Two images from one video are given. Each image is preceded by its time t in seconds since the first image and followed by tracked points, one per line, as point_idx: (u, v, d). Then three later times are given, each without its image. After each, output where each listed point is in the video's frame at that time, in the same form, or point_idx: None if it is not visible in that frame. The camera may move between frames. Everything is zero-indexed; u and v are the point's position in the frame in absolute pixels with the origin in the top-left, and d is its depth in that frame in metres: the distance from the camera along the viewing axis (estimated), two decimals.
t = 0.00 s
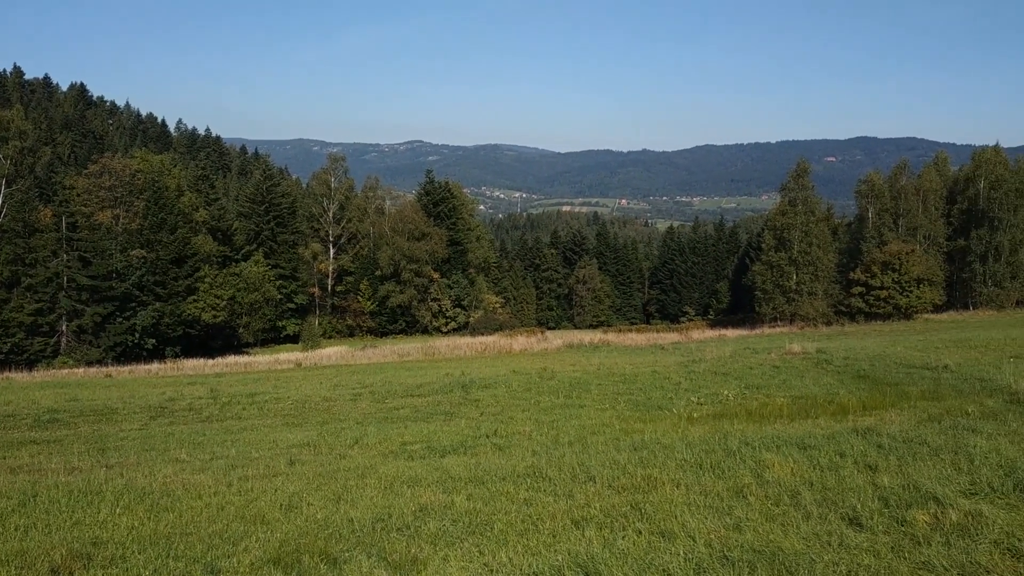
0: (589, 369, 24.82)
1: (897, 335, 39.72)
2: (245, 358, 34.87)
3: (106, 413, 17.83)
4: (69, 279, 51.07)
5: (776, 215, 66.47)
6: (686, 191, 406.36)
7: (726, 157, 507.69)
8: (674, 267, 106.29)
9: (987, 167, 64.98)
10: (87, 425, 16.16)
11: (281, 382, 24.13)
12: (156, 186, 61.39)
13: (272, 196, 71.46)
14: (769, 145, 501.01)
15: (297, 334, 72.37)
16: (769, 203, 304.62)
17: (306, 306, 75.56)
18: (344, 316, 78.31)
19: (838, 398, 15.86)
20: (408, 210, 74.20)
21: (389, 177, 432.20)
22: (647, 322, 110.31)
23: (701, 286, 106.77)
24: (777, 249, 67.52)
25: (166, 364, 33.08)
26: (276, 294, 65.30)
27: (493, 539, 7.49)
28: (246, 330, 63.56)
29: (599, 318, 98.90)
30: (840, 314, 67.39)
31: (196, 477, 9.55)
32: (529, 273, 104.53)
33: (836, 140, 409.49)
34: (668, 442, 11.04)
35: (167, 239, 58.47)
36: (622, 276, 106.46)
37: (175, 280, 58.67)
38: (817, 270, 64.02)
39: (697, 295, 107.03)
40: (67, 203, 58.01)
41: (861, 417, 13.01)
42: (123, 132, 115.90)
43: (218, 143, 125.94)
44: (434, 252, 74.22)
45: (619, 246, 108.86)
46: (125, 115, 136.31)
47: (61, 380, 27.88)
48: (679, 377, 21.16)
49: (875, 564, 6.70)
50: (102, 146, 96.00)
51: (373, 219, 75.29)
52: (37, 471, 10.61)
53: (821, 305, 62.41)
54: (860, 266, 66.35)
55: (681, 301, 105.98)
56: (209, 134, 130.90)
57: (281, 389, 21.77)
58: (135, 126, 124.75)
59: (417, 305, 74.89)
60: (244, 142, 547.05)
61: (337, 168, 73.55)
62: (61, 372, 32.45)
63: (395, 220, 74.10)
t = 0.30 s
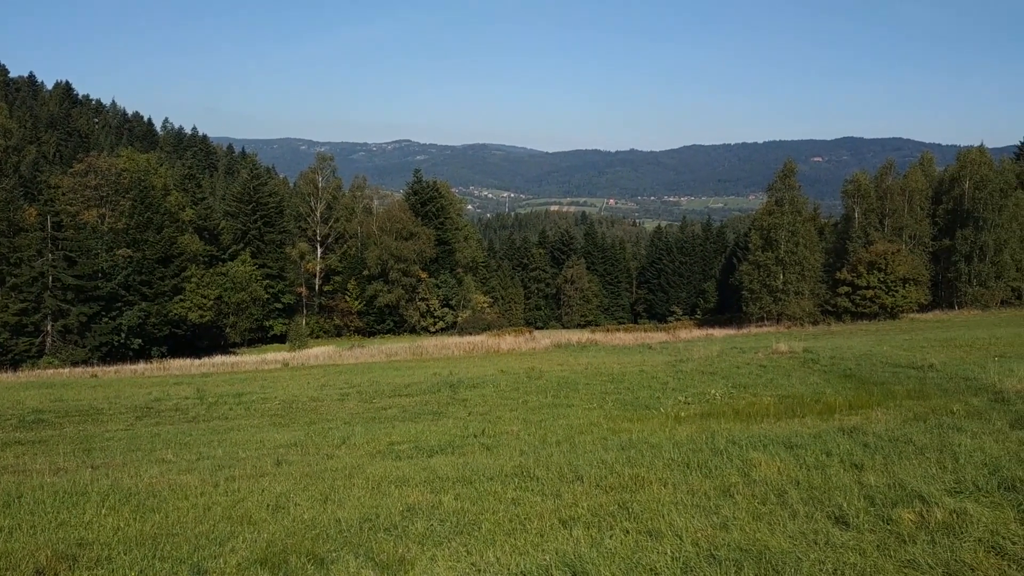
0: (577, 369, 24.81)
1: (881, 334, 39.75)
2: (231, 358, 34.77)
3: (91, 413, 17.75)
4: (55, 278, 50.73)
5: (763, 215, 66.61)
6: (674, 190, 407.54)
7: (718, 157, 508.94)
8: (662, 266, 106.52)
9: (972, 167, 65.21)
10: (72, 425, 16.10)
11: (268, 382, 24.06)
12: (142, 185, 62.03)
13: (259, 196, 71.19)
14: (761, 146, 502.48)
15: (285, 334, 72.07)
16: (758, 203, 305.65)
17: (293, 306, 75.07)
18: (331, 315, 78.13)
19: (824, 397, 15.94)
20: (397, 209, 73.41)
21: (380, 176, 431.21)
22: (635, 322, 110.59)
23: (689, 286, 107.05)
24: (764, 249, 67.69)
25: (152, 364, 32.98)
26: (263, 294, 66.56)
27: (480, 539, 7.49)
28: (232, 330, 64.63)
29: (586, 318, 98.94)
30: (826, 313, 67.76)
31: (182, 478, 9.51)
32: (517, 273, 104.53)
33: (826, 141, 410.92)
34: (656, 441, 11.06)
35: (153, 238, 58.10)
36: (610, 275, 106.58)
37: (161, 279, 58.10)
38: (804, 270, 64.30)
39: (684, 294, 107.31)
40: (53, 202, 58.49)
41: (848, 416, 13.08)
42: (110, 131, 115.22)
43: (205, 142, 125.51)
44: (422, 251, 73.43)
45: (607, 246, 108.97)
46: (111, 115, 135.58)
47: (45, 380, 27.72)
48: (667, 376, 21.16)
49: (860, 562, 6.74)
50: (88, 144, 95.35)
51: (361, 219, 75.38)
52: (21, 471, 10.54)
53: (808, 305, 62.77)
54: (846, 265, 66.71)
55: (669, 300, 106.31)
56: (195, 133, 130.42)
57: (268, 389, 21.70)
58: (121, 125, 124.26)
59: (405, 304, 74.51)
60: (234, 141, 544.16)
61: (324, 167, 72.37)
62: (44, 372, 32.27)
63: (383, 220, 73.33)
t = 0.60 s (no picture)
0: (566, 369, 24.86)
1: (867, 334, 39.84)
2: (219, 359, 34.65)
3: (77, 415, 17.65)
4: (41, 279, 50.36)
5: (750, 215, 66.80)
6: (665, 191, 408.54)
7: (709, 157, 510.30)
8: (650, 267, 106.79)
9: (958, 168, 65.65)
10: (57, 427, 16.01)
11: (256, 383, 24.03)
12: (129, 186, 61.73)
13: (247, 196, 70.64)
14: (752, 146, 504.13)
15: (272, 335, 71.98)
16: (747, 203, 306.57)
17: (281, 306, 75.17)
18: (320, 315, 77.91)
19: (811, 396, 16.02)
20: (385, 210, 73.39)
21: (371, 176, 430.17)
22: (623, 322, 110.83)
23: (677, 286, 107.37)
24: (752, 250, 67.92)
25: (140, 365, 32.89)
26: (251, 294, 64.76)
27: (469, 540, 7.49)
28: (221, 330, 63.20)
29: (575, 318, 99.03)
30: (814, 313, 68.15)
31: (169, 480, 9.48)
32: (506, 273, 104.56)
33: (817, 141, 412.69)
34: (644, 441, 11.10)
35: (140, 238, 58.16)
36: (598, 275, 106.77)
37: (149, 280, 58.05)
38: (791, 270, 64.56)
39: (673, 295, 107.62)
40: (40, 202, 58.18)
41: (836, 416, 13.16)
42: (96, 131, 114.59)
43: (192, 142, 125.14)
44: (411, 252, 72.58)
45: (596, 246, 109.14)
46: (98, 114, 134.91)
47: (30, 382, 27.56)
48: (656, 376, 21.21)
49: (847, 560, 6.78)
50: (74, 144, 94.72)
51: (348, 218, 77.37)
52: (5, 474, 10.47)
53: (795, 305, 63.11)
54: (833, 266, 67.10)
55: (657, 301, 106.61)
56: (183, 134, 129.98)
57: (256, 390, 21.64)
58: (108, 125, 123.70)
59: (394, 305, 74.01)
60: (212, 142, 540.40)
61: (313, 168, 72.24)
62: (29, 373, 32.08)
63: (371, 220, 73.43)
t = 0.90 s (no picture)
0: (554, 370, 24.87)
1: (852, 334, 40.00)
2: (205, 360, 34.50)
3: (62, 416, 17.52)
4: (26, 279, 50.38)
5: (738, 215, 66.97)
6: (655, 191, 409.54)
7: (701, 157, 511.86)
8: (639, 267, 107.05)
9: (943, 168, 66.16)
10: (43, 429, 15.91)
11: (244, 384, 23.92)
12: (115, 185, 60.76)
13: (234, 196, 70.74)
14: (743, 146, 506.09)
15: (260, 335, 71.91)
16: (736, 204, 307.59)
17: (269, 307, 75.24)
18: (307, 316, 77.63)
19: (798, 396, 16.08)
20: (373, 211, 73.30)
21: (362, 176, 428.84)
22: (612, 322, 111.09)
23: (665, 286, 107.64)
24: (739, 250, 68.13)
25: (124, 366, 32.67)
26: (238, 294, 65.96)
27: (458, 540, 7.49)
28: (207, 331, 63.81)
29: (564, 318, 99.19)
30: (801, 313, 68.44)
31: (155, 482, 9.44)
32: (495, 273, 104.60)
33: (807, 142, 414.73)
34: (632, 441, 11.13)
35: (126, 239, 56.65)
36: (587, 276, 106.91)
37: (135, 281, 56.86)
38: (779, 270, 64.81)
39: (661, 295, 107.93)
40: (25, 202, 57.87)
41: (823, 415, 13.22)
42: (82, 131, 113.93)
43: (180, 142, 124.61)
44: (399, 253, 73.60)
45: (584, 246, 109.24)
46: (84, 114, 134.09)
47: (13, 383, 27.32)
48: (644, 376, 21.24)
49: (835, 559, 6.81)
50: (60, 145, 94.08)
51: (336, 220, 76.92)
52: None
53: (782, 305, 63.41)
54: (820, 266, 67.43)
55: (646, 301, 106.89)
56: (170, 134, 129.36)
57: (243, 391, 21.54)
58: (93, 125, 122.99)
59: (382, 305, 74.36)
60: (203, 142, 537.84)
61: (300, 169, 72.03)
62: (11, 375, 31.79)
63: (359, 221, 73.15)
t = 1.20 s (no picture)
0: (543, 370, 24.93)
1: (839, 334, 40.19)
2: (193, 361, 34.34)
3: (49, 419, 17.40)
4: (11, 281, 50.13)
5: (726, 216, 67.12)
6: (646, 192, 410.45)
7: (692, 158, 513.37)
8: (628, 267, 107.29)
9: (930, 169, 66.58)
10: (29, 431, 15.81)
11: (232, 385, 23.85)
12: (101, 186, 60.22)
13: (222, 196, 70.36)
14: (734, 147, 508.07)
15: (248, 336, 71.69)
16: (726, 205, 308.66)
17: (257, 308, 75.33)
18: (295, 317, 77.56)
19: (785, 396, 16.17)
20: (361, 211, 73.31)
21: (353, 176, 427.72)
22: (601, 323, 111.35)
23: (654, 286, 107.89)
24: (728, 250, 68.34)
25: (110, 368, 32.46)
26: (226, 296, 65.95)
27: (446, 541, 7.50)
28: (195, 333, 63.79)
29: (553, 319, 99.35)
30: (788, 313, 68.66)
31: (142, 484, 9.39)
32: (485, 274, 104.65)
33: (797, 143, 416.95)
34: (621, 441, 11.16)
35: (113, 240, 56.51)
36: (576, 276, 106.95)
37: (122, 282, 56.77)
38: (767, 270, 65.06)
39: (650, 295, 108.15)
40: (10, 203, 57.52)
41: (810, 415, 13.28)
42: (68, 131, 113.32)
43: (167, 143, 124.18)
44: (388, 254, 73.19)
45: (573, 247, 109.22)
46: (70, 115, 133.39)
47: None
48: (633, 377, 21.31)
49: (822, 559, 6.84)
50: (47, 145, 93.53)
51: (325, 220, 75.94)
52: None
53: (770, 305, 63.66)
54: (808, 266, 67.66)
55: (634, 301, 107.11)
56: (157, 134, 128.81)
57: (232, 393, 21.45)
58: (80, 126, 122.44)
59: (370, 306, 74.19)
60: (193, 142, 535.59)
61: (287, 170, 72.01)
62: None
63: (347, 222, 73.04)
